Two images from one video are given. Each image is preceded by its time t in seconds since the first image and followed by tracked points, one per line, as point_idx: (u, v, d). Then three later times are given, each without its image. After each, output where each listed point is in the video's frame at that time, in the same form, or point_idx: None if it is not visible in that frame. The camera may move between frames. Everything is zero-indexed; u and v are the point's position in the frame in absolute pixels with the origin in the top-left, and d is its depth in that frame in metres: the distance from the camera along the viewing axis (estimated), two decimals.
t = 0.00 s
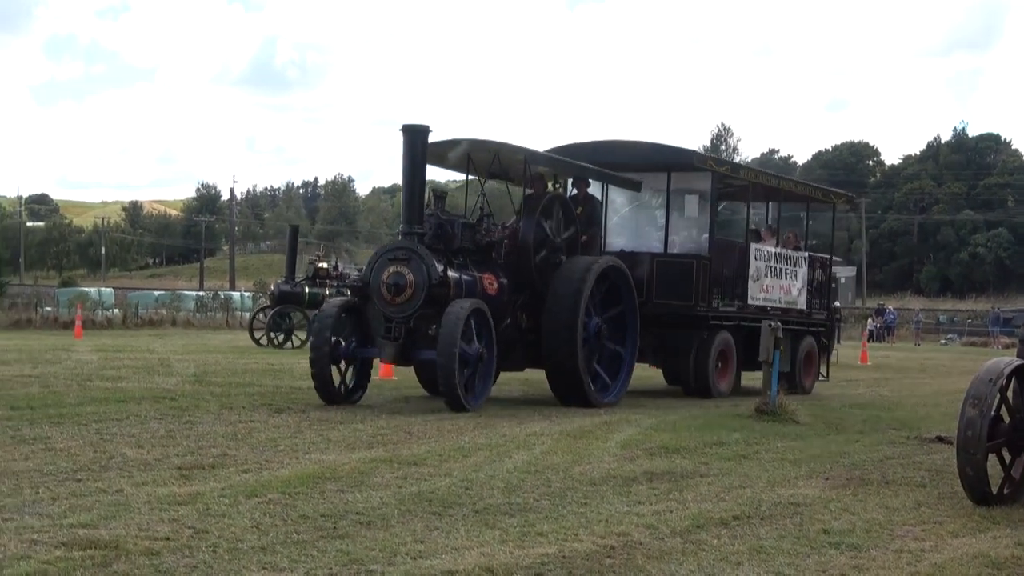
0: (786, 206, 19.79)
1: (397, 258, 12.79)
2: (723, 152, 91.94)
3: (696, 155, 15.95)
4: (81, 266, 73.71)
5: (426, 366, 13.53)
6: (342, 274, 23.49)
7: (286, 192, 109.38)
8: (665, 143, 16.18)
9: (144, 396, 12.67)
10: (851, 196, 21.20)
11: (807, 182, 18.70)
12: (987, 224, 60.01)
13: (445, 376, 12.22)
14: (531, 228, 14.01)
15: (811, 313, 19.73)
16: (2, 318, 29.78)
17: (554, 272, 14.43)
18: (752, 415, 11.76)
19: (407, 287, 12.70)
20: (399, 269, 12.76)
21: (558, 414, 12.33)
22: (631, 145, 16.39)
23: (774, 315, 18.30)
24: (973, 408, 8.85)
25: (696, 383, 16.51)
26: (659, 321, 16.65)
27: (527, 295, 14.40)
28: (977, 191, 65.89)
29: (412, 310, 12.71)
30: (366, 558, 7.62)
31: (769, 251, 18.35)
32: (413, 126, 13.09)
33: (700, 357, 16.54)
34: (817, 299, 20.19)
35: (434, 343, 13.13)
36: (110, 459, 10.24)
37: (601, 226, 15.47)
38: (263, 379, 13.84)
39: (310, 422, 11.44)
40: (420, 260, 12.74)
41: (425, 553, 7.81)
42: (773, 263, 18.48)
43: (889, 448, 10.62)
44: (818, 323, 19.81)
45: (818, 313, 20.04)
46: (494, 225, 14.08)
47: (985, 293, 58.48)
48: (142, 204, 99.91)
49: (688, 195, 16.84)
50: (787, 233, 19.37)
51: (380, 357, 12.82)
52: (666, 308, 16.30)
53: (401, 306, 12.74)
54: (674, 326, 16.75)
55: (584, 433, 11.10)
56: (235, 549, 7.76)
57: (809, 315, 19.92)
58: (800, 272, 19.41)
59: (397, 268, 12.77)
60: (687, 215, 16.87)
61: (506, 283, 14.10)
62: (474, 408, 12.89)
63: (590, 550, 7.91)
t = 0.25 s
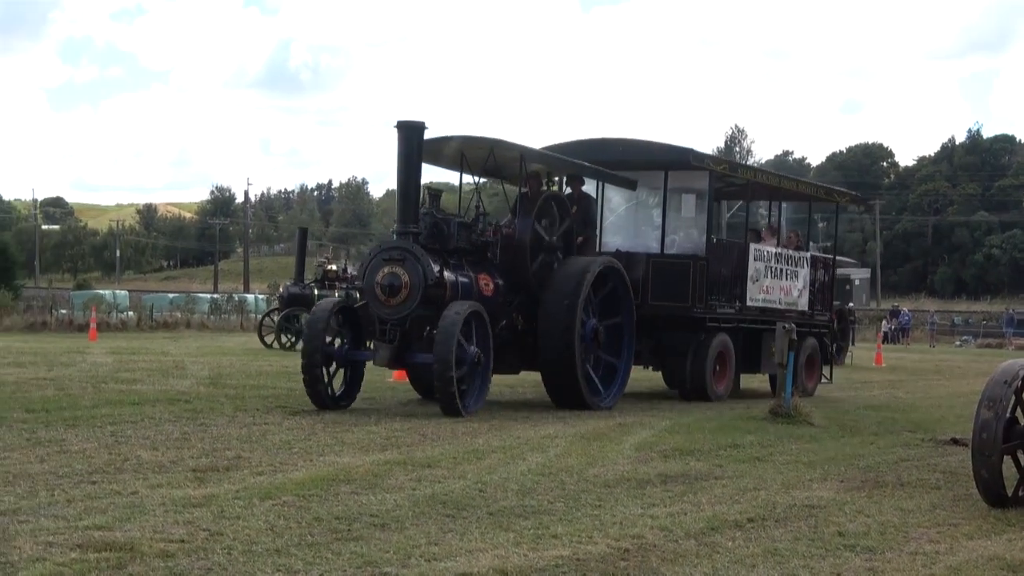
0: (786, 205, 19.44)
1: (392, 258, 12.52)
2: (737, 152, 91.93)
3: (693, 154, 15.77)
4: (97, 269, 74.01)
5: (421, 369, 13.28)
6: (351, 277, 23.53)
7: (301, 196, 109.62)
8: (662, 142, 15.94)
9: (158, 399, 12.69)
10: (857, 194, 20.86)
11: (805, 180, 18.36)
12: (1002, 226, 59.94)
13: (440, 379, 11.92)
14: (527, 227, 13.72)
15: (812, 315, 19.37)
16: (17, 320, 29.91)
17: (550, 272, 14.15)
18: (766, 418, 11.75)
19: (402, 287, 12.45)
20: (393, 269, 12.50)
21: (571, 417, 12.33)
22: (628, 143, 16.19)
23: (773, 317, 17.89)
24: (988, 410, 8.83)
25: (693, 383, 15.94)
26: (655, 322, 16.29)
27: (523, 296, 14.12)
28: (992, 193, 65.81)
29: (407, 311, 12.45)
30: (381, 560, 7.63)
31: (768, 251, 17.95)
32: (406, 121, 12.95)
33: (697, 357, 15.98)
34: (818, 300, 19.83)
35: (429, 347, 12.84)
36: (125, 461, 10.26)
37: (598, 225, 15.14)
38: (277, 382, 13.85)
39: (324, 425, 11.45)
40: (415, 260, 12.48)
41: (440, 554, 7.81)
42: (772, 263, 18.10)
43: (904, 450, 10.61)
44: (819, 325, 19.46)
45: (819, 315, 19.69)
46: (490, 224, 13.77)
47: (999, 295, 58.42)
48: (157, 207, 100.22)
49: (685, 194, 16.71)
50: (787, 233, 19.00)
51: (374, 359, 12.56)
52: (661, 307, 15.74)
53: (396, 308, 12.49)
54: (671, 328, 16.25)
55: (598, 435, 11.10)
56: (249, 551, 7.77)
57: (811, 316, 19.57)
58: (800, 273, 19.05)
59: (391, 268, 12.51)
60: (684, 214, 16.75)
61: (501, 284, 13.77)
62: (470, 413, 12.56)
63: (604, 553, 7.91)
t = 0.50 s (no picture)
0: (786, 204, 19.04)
1: (384, 259, 12.20)
2: (751, 155, 91.90)
3: (688, 152, 15.49)
4: (111, 271, 74.26)
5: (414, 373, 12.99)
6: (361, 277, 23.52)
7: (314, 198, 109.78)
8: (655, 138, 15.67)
9: (172, 401, 12.70)
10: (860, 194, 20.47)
11: (806, 178, 17.96)
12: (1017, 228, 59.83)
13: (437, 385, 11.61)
14: (522, 226, 13.36)
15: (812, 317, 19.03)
16: (32, 322, 30.02)
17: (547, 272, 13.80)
18: (779, 420, 11.74)
19: (395, 289, 12.12)
20: (386, 271, 12.17)
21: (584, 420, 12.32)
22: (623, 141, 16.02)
23: (770, 318, 17.46)
24: (1002, 413, 8.79)
25: (692, 388, 15.66)
26: (653, 323, 15.99)
27: (518, 297, 13.79)
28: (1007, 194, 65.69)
29: (401, 314, 12.11)
30: (395, 563, 7.62)
31: (767, 251, 17.52)
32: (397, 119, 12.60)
33: (694, 360, 15.70)
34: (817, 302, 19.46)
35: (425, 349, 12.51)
36: (139, 463, 10.28)
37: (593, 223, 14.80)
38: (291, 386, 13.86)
39: (337, 427, 11.46)
40: (408, 261, 12.17)
41: (453, 557, 7.82)
42: (771, 264, 17.70)
43: (919, 452, 10.61)
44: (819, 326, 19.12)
45: (819, 317, 19.33)
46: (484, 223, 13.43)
47: (1014, 296, 58.32)
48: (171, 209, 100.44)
49: (681, 193, 16.37)
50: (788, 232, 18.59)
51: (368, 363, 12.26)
52: (658, 309, 15.37)
53: (390, 311, 12.16)
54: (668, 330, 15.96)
55: (611, 437, 11.10)
56: (263, 553, 7.78)
57: (810, 317, 19.21)
58: (800, 273, 18.67)
59: (384, 270, 12.18)
60: (680, 214, 16.35)
61: (496, 284, 13.46)
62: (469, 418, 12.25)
63: (617, 555, 7.90)
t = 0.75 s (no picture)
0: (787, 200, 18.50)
1: (380, 258, 11.88)
2: (767, 155, 91.82)
3: (685, 148, 14.97)
4: (129, 275, 74.52)
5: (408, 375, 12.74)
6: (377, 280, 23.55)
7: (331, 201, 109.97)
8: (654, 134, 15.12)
9: (189, 403, 12.73)
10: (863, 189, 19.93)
11: (807, 175, 17.41)
12: None
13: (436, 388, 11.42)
14: (520, 225, 13.11)
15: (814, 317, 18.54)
16: (50, 325, 30.12)
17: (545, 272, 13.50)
18: (797, 422, 11.73)
19: (391, 290, 11.80)
20: (382, 271, 11.84)
21: (600, 422, 12.32)
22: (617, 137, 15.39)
23: (773, 320, 16.92)
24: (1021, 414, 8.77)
25: (692, 391, 15.33)
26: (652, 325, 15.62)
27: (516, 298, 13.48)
28: None
29: (397, 315, 11.81)
30: (413, 565, 7.63)
31: (769, 250, 16.93)
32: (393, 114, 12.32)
33: (694, 363, 15.33)
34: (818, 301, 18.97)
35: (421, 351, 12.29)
36: (157, 466, 10.30)
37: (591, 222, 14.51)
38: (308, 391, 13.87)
39: (354, 430, 11.48)
40: (404, 261, 11.84)
41: (471, 559, 7.82)
42: (774, 263, 17.13)
43: (937, 454, 10.59)
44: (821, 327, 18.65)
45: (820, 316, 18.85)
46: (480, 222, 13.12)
47: None
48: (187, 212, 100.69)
49: (681, 190, 15.56)
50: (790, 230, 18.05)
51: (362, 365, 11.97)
52: (657, 310, 15.04)
53: (386, 312, 11.85)
54: (666, 333, 15.65)
55: (629, 439, 11.10)
56: (281, 556, 7.79)
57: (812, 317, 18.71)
58: (803, 273, 18.13)
59: (379, 270, 11.85)
60: (680, 212, 15.57)
61: (493, 284, 13.16)
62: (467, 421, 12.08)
63: (635, 557, 7.90)
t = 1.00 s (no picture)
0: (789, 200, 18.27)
1: (379, 257, 11.66)
2: (785, 158, 91.69)
3: (687, 144, 14.70)
4: (147, 276, 74.73)
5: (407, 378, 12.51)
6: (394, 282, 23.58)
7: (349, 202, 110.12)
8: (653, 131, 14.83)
9: (206, 404, 12.75)
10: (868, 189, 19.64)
11: (810, 173, 17.18)
12: None
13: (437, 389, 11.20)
14: (523, 223, 12.83)
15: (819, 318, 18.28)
16: (68, 326, 30.22)
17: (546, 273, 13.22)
18: (814, 424, 11.72)
19: (391, 289, 11.59)
20: (382, 270, 11.63)
21: (617, 424, 12.32)
22: (617, 133, 15.03)
23: (778, 320, 16.67)
24: None
25: (694, 395, 15.01)
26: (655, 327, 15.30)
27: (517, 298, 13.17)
28: None
29: (397, 314, 11.60)
30: (430, 566, 7.64)
31: (773, 250, 16.69)
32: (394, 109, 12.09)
33: (696, 364, 15.00)
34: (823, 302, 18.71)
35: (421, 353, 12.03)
36: (176, 466, 10.33)
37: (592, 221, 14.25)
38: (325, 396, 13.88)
39: (371, 432, 11.49)
40: (405, 259, 11.62)
41: (488, 560, 7.83)
42: (778, 263, 16.88)
43: (956, 456, 10.57)
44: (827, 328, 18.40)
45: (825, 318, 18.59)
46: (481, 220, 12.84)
47: None
48: (206, 213, 100.95)
49: (680, 188, 15.38)
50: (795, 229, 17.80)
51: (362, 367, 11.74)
52: (657, 310, 14.78)
53: (386, 311, 11.65)
54: (669, 333, 15.33)
55: (646, 441, 11.10)
56: (298, 556, 7.81)
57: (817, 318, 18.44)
58: (808, 273, 17.87)
59: (379, 268, 11.64)
60: (680, 210, 15.39)
61: (494, 284, 12.78)
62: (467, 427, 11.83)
63: (652, 559, 7.89)
